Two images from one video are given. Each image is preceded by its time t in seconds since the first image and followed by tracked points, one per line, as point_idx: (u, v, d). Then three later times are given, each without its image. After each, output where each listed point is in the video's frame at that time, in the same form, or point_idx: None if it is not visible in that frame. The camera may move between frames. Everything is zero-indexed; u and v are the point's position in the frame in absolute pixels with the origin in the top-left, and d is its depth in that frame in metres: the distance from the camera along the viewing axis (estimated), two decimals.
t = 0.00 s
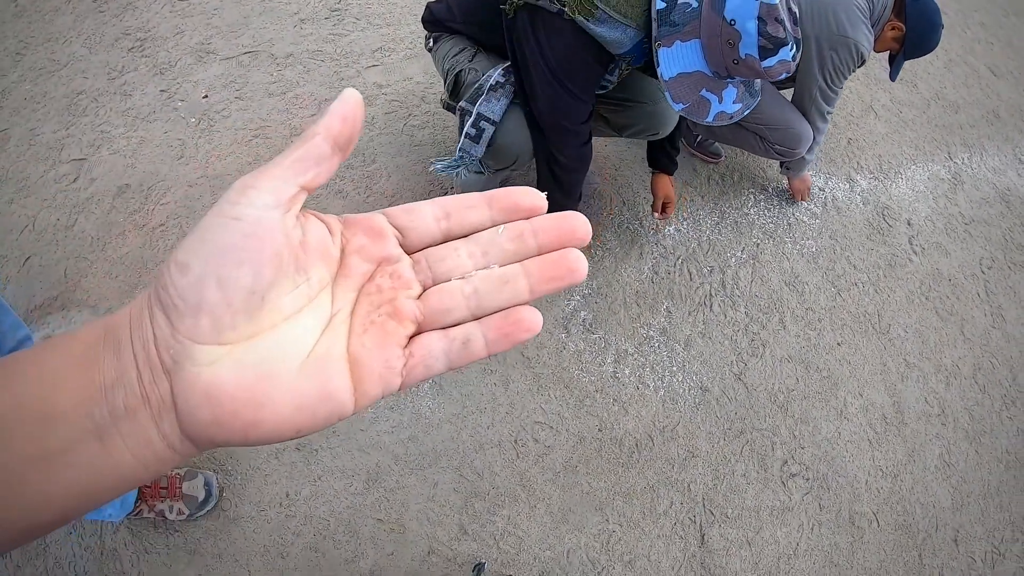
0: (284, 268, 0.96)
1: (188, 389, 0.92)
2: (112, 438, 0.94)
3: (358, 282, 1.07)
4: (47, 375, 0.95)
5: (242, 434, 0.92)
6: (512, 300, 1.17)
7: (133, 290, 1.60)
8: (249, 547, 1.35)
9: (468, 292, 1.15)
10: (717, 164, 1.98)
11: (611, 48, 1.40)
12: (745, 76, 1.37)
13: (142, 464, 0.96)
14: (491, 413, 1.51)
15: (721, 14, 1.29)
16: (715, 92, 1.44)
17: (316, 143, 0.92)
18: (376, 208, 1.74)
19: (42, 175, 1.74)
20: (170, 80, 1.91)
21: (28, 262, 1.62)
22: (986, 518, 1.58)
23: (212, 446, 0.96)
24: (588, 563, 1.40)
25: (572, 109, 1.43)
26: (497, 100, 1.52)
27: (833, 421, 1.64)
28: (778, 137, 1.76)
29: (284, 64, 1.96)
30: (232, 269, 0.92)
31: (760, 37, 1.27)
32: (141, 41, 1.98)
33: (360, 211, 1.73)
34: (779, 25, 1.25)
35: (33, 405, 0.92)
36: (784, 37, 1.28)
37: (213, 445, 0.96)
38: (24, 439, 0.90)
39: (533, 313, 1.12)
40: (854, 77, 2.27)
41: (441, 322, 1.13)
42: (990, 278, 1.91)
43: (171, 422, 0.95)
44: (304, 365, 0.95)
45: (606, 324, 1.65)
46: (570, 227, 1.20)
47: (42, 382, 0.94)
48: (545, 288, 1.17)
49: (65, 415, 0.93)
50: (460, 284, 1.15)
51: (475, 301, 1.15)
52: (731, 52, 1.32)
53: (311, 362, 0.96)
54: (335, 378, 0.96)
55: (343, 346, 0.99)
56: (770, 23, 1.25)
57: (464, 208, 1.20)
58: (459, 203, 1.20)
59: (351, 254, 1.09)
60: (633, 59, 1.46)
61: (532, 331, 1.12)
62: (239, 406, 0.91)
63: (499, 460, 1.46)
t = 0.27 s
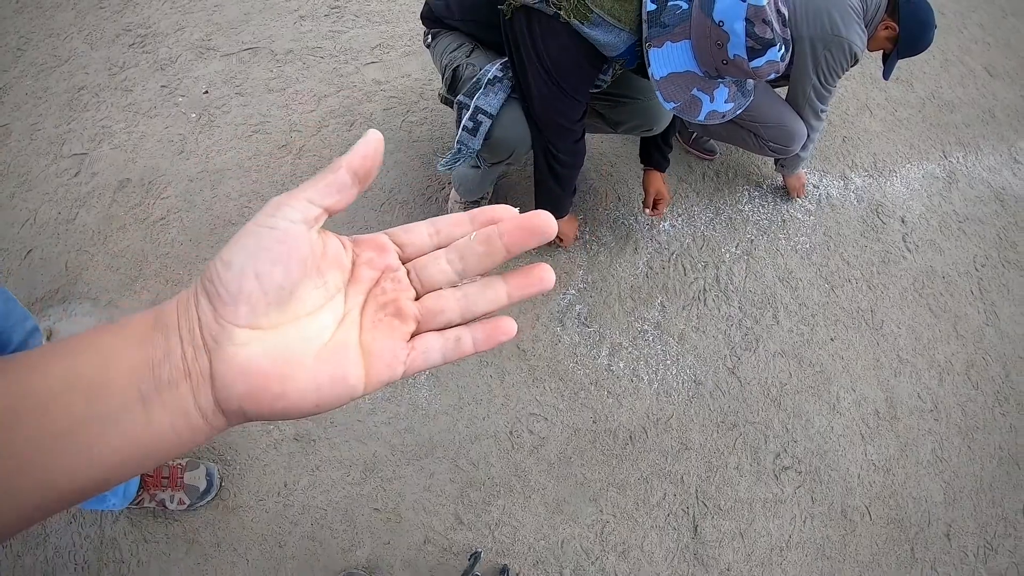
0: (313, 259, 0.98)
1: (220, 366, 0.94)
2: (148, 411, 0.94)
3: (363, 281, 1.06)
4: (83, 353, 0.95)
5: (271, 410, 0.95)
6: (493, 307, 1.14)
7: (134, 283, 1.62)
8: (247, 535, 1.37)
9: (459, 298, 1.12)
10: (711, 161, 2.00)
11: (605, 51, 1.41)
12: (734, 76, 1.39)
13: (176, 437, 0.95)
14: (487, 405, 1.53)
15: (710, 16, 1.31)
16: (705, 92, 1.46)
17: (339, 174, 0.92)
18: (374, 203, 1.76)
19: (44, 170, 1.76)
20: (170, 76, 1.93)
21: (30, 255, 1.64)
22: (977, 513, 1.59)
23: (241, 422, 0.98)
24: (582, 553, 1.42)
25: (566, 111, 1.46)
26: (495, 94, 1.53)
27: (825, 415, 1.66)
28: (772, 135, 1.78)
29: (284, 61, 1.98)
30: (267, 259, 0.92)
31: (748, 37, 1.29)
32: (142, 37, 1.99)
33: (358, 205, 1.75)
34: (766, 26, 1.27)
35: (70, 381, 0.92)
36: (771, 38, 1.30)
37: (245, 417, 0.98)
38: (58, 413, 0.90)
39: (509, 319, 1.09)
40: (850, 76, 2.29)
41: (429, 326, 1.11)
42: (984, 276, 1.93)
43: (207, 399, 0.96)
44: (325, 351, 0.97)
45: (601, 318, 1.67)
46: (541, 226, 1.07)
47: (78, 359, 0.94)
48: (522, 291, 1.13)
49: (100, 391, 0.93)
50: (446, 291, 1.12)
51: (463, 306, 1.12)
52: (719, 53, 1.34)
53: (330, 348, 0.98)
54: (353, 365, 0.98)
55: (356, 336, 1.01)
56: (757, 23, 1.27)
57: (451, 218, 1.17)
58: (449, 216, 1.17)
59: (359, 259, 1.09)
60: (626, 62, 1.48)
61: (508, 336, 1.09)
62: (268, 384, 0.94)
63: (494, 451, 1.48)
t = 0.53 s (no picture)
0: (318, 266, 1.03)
1: (228, 361, 0.98)
2: (161, 404, 0.96)
3: (353, 287, 1.10)
4: (96, 348, 0.97)
5: (273, 402, 0.99)
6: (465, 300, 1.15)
7: (132, 282, 1.64)
8: (242, 529, 1.39)
9: (433, 294, 1.13)
10: (704, 161, 2.02)
11: (590, 42, 1.41)
12: (722, 70, 1.40)
13: (189, 428, 0.98)
14: (480, 401, 1.54)
15: (693, 11, 1.32)
16: (694, 87, 1.48)
17: (355, 220, 1.01)
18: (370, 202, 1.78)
19: (44, 170, 1.78)
20: (169, 77, 1.95)
21: (30, 254, 1.66)
22: (969, 509, 1.61)
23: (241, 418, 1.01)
24: (574, 547, 1.43)
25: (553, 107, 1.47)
26: (486, 93, 1.55)
27: (816, 412, 1.68)
28: (762, 133, 1.80)
29: (281, 62, 2.00)
30: (280, 273, 0.99)
31: (732, 31, 1.30)
32: (141, 39, 2.01)
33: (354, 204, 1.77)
34: (750, 18, 1.29)
35: (83, 376, 0.94)
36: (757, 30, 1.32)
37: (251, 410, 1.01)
38: (70, 407, 0.92)
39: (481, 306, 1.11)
40: (844, 77, 2.31)
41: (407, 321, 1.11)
42: (977, 274, 1.94)
43: (218, 391, 0.99)
44: (322, 348, 1.01)
45: (593, 315, 1.69)
46: (514, 245, 1.17)
47: (89, 355, 0.96)
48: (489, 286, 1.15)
49: (113, 384, 0.95)
50: (422, 289, 1.14)
51: (436, 301, 1.13)
52: (705, 48, 1.36)
53: (326, 345, 1.02)
54: (348, 361, 1.02)
55: (348, 335, 1.05)
56: (741, 16, 1.29)
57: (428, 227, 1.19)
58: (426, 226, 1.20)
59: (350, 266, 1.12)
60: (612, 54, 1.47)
61: (481, 318, 1.10)
62: (270, 378, 0.97)
63: (488, 446, 1.50)
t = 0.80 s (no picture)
0: (305, 260, 1.02)
1: (216, 358, 0.98)
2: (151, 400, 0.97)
3: (343, 282, 1.11)
4: (87, 347, 0.98)
5: (262, 399, 0.99)
6: (457, 296, 1.18)
7: (128, 285, 1.64)
8: (239, 531, 1.39)
9: (423, 289, 1.16)
10: (699, 158, 2.02)
11: (561, 7, 1.28)
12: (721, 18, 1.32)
13: (181, 425, 0.99)
14: (477, 401, 1.54)
15: None
16: (700, 49, 1.41)
17: (336, 207, 1.00)
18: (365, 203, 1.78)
19: (39, 175, 1.78)
20: (164, 81, 1.95)
21: (25, 259, 1.66)
22: (969, 505, 1.60)
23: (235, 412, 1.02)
24: (572, 547, 1.43)
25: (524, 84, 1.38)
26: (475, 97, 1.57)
27: (814, 408, 1.67)
28: (758, 130, 1.80)
29: (275, 64, 2.00)
30: (264, 263, 0.97)
31: None
32: (135, 43, 2.01)
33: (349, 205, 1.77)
34: None
35: (74, 374, 0.95)
36: None
37: (242, 406, 1.02)
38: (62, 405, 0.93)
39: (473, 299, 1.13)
40: (839, 73, 2.31)
41: (397, 316, 1.14)
42: (975, 270, 1.94)
43: (207, 387, 1.00)
44: (311, 344, 1.01)
45: (590, 314, 1.69)
46: (505, 240, 1.20)
47: (81, 354, 0.98)
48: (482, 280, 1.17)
49: (104, 382, 0.96)
50: (413, 283, 1.16)
51: (428, 295, 1.16)
52: None
53: (316, 341, 1.02)
54: (337, 357, 1.02)
55: (338, 329, 1.06)
56: None
57: (419, 223, 1.21)
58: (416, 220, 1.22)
59: (339, 261, 1.13)
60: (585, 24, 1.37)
61: (472, 313, 1.12)
62: (258, 375, 0.97)
63: (485, 446, 1.49)
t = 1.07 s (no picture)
0: (303, 244, 1.03)
1: (215, 344, 0.98)
2: (150, 389, 0.97)
3: (349, 265, 1.11)
4: (82, 335, 0.97)
5: (263, 384, 0.98)
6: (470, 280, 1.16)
7: (130, 284, 1.64)
8: (241, 530, 1.39)
9: (436, 272, 1.15)
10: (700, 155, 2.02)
11: None
12: None
13: (181, 413, 0.98)
14: (479, 399, 1.54)
15: None
16: None
17: (327, 175, 1.01)
18: (367, 201, 1.78)
19: (40, 174, 1.78)
20: (164, 79, 1.95)
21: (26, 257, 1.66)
22: (972, 502, 1.60)
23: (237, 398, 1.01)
24: (575, 545, 1.43)
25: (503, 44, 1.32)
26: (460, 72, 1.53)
27: (817, 405, 1.67)
28: (758, 127, 1.81)
29: (276, 62, 2.00)
30: (260, 244, 0.97)
31: None
32: (135, 41, 2.01)
33: (350, 203, 1.76)
34: None
35: (69, 362, 0.94)
36: None
37: (242, 394, 1.01)
38: (57, 394, 0.91)
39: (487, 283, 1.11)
40: (840, 70, 2.31)
41: (407, 300, 1.13)
42: (977, 266, 1.93)
43: (206, 375, 1.00)
44: (313, 329, 1.01)
45: (591, 311, 1.69)
46: (521, 219, 1.19)
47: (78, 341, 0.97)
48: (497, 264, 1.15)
49: (101, 370, 0.95)
50: (424, 266, 1.15)
51: (440, 279, 1.14)
52: None
53: (317, 326, 1.01)
54: (340, 343, 1.01)
55: (342, 313, 1.05)
56: None
57: (432, 204, 1.21)
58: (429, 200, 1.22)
59: (345, 244, 1.13)
60: None
61: (485, 299, 1.09)
62: (258, 361, 0.97)
63: (487, 444, 1.49)
